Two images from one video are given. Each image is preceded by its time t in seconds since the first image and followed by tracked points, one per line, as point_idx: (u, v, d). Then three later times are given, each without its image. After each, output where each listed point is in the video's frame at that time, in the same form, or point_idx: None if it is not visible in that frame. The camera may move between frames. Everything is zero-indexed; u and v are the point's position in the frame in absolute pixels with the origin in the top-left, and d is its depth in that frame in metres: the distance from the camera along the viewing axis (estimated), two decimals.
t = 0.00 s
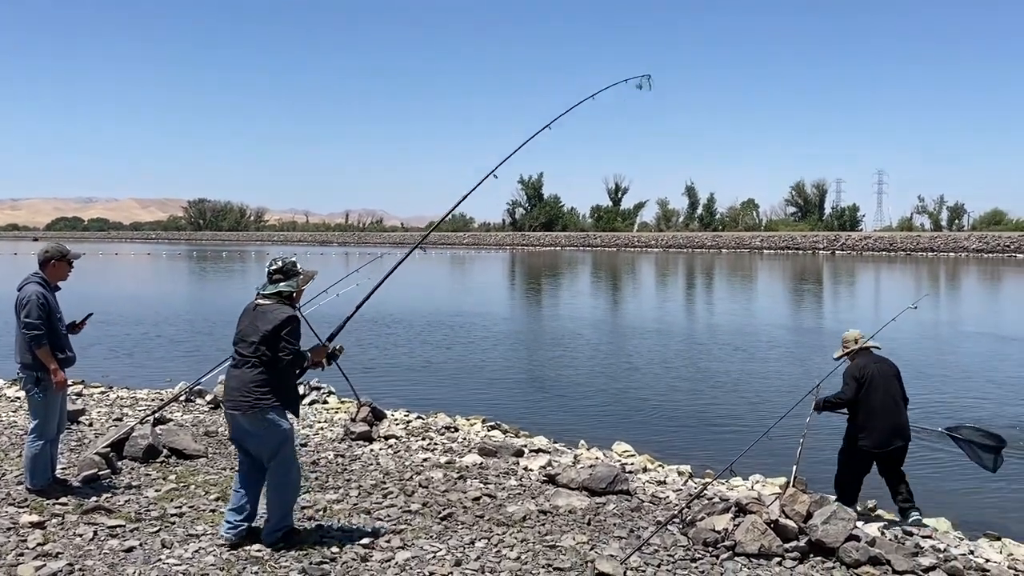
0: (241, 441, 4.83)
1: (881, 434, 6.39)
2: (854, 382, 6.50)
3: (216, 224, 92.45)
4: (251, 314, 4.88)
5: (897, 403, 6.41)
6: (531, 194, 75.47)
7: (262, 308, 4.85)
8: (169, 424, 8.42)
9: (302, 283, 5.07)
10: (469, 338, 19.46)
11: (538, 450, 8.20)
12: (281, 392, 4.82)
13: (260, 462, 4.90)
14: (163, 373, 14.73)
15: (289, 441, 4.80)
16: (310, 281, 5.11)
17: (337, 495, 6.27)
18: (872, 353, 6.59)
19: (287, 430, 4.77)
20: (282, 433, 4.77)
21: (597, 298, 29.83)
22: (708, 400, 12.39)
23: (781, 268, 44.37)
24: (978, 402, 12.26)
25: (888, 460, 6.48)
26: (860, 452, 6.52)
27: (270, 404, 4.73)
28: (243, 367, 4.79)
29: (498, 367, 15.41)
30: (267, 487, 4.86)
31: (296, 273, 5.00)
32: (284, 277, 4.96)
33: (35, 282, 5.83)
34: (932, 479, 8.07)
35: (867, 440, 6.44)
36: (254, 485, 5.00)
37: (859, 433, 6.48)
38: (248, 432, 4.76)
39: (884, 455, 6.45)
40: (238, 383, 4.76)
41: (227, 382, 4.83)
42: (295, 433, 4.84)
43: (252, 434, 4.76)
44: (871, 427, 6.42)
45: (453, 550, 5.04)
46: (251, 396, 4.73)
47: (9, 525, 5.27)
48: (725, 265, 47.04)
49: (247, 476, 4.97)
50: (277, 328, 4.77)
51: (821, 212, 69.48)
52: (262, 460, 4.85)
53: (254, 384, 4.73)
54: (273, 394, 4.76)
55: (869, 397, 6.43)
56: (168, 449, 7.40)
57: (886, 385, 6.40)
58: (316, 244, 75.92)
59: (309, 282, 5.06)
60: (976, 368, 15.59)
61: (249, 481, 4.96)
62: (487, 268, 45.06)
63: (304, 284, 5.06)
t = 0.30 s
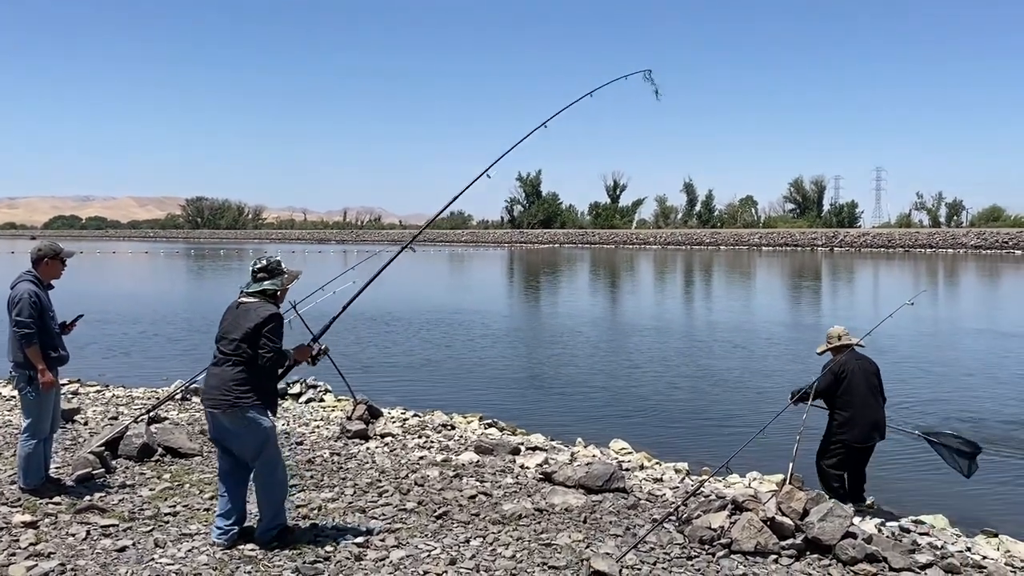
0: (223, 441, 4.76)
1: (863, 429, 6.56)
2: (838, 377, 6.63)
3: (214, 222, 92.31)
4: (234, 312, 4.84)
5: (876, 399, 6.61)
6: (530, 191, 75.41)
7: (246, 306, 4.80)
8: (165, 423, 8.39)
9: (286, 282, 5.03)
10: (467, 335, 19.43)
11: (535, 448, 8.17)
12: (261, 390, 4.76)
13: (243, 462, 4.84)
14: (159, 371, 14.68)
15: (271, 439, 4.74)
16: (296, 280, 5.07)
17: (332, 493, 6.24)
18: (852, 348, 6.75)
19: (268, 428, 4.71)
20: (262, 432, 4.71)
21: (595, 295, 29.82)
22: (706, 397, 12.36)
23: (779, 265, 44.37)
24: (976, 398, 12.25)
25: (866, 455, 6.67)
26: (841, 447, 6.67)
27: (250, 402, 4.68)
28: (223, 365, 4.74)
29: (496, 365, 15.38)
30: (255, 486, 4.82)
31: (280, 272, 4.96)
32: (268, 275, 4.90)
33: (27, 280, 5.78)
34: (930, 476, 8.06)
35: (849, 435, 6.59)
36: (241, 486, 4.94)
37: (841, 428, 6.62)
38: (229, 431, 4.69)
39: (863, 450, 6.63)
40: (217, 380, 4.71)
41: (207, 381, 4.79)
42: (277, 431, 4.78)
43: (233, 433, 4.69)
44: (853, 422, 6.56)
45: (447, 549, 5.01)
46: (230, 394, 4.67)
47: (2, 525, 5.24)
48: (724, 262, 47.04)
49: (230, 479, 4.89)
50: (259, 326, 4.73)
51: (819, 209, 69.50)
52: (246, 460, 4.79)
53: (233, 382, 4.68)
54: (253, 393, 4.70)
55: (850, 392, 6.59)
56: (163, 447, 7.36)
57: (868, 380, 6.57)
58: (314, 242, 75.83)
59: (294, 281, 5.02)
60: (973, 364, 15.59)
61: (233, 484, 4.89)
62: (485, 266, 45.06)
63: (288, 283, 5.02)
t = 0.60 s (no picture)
0: (211, 442, 4.72)
1: (858, 425, 6.56)
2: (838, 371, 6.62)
3: (209, 221, 92.08)
4: (214, 311, 4.76)
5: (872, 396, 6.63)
6: (526, 190, 75.36)
7: (226, 304, 4.72)
8: (161, 422, 8.35)
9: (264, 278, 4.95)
10: (464, 334, 19.39)
11: (532, 447, 8.15)
12: (245, 389, 4.68)
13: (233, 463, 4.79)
14: (155, 371, 14.63)
15: (259, 439, 4.67)
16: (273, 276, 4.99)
17: (329, 493, 6.21)
18: (854, 346, 6.75)
19: (255, 428, 4.65)
20: (249, 432, 4.64)
21: (591, 293, 29.81)
22: (704, 394, 12.36)
23: (774, 262, 44.43)
24: (973, 394, 12.28)
25: (858, 451, 6.65)
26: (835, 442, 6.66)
27: (235, 402, 4.61)
28: (207, 364, 4.68)
29: (493, 363, 15.36)
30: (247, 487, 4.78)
31: (257, 268, 4.88)
32: (245, 272, 4.82)
33: (22, 280, 5.74)
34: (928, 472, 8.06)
35: (844, 430, 6.59)
36: (234, 487, 4.90)
37: (837, 422, 6.62)
38: (215, 432, 4.65)
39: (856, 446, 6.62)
40: (201, 381, 4.65)
41: (191, 382, 4.73)
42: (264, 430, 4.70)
43: (218, 434, 4.64)
44: (849, 416, 6.56)
45: (445, 548, 4.99)
46: (214, 394, 4.61)
47: None
48: (720, 260, 47.07)
49: (221, 480, 4.85)
50: (241, 324, 4.65)
51: (815, 206, 69.56)
52: (235, 460, 4.74)
53: (216, 382, 4.62)
54: (237, 392, 4.63)
55: (850, 387, 6.58)
56: (159, 447, 7.33)
57: (867, 378, 6.58)
58: (310, 241, 75.73)
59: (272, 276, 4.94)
60: (970, 361, 15.62)
61: (225, 484, 4.86)
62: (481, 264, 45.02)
63: (266, 279, 4.94)
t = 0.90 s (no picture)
0: (204, 442, 4.65)
1: (853, 418, 6.53)
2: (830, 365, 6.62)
3: (202, 222, 91.79)
4: (207, 312, 4.67)
5: (867, 389, 6.59)
6: (519, 189, 75.34)
7: (218, 305, 4.64)
8: (155, 425, 8.28)
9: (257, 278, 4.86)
10: (459, 334, 19.32)
11: (531, 447, 8.11)
12: (238, 390, 4.60)
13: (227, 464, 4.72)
14: (149, 373, 14.54)
15: (255, 440, 4.61)
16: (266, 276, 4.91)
17: (327, 495, 6.15)
18: (848, 342, 6.74)
19: (251, 428, 4.58)
20: (244, 434, 4.57)
21: (585, 292, 29.81)
22: (700, 393, 12.34)
23: (767, 261, 44.53)
24: (968, 391, 12.30)
25: (857, 446, 6.61)
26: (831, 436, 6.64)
27: (228, 403, 4.53)
28: (198, 365, 4.59)
29: (488, 363, 15.31)
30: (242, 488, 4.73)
31: (250, 268, 4.79)
32: (238, 272, 4.73)
33: (15, 281, 5.67)
34: (927, 470, 8.05)
35: (840, 424, 6.57)
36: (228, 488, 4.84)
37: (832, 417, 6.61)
38: (209, 434, 4.58)
39: (852, 440, 6.58)
40: (192, 383, 4.57)
41: (181, 382, 4.64)
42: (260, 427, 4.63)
43: (212, 434, 4.56)
44: (844, 411, 6.54)
45: (446, 551, 4.94)
46: (206, 395, 4.52)
47: None
48: (713, 259, 47.12)
49: (213, 481, 4.77)
50: (234, 325, 4.56)
51: (807, 205, 69.73)
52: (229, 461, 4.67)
53: (208, 384, 4.54)
54: (229, 393, 4.55)
55: (842, 381, 6.56)
56: (155, 450, 7.26)
57: (860, 371, 6.55)
58: (303, 241, 75.61)
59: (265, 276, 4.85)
60: (964, 358, 15.66)
61: (217, 486, 4.77)
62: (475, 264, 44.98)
63: (259, 280, 4.85)
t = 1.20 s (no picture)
0: (202, 450, 4.56)
1: (842, 418, 6.49)
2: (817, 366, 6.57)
3: (191, 224, 91.37)
4: (205, 316, 4.60)
5: (854, 388, 6.56)
6: (509, 190, 75.31)
7: (217, 308, 4.56)
8: (147, 430, 8.19)
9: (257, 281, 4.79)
10: (451, 336, 19.22)
11: (527, 450, 8.06)
12: (238, 396, 4.52)
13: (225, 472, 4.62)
14: (139, 377, 14.42)
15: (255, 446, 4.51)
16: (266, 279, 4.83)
17: (324, 501, 6.09)
18: (836, 341, 6.71)
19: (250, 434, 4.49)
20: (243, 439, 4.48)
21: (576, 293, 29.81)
22: (694, 392, 12.33)
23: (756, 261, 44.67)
24: (961, 390, 12.33)
25: (847, 445, 6.58)
26: (820, 436, 6.61)
27: (228, 409, 4.45)
28: (197, 371, 4.51)
29: (480, 364, 15.26)
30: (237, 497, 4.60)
31: (250, 271, 4.72)
32: (238, 275, 4.67)
33: (4, 285, 5.56)
34: (924, 471, 8.05)
35: (828, 424, 6.53)
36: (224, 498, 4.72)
37: (820, 418, 6.58)
38: (208, 441, 4.49)
39: (842, 439, 6.55)
40: (191, 389, 4.48)
41: (180, 388, 4.55)
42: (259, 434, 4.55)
43: (212, 442, 4.48)
44: (833, 410, 6.51)
45: (446, 557, 4.89)
46: (205, 401, 4.44)
47: None
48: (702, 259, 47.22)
49: (210, 489, 4.67)
50: (233, 328, 4.48)
51: (796, 205, 69.98)
52: (227, 469, 4.57)
53: (207, 389, 4.45)
54: (229, 399, 4.47)
55: (830, 381, 6.53)
56: (147, 455, 7.17)
57: (848, 370, 6.52)
58: (292, 243, 75.34)
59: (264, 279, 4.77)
60: (956, 357, 15.71)
61: (214, 493, 4.68)
62: (465, 265, 44.94)
63: (259, 282, 4.79)
